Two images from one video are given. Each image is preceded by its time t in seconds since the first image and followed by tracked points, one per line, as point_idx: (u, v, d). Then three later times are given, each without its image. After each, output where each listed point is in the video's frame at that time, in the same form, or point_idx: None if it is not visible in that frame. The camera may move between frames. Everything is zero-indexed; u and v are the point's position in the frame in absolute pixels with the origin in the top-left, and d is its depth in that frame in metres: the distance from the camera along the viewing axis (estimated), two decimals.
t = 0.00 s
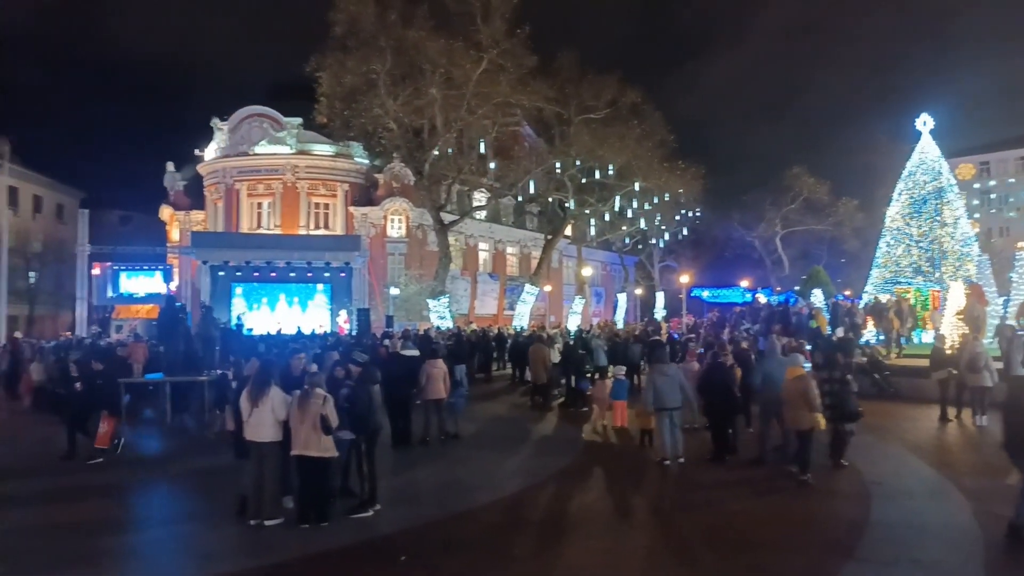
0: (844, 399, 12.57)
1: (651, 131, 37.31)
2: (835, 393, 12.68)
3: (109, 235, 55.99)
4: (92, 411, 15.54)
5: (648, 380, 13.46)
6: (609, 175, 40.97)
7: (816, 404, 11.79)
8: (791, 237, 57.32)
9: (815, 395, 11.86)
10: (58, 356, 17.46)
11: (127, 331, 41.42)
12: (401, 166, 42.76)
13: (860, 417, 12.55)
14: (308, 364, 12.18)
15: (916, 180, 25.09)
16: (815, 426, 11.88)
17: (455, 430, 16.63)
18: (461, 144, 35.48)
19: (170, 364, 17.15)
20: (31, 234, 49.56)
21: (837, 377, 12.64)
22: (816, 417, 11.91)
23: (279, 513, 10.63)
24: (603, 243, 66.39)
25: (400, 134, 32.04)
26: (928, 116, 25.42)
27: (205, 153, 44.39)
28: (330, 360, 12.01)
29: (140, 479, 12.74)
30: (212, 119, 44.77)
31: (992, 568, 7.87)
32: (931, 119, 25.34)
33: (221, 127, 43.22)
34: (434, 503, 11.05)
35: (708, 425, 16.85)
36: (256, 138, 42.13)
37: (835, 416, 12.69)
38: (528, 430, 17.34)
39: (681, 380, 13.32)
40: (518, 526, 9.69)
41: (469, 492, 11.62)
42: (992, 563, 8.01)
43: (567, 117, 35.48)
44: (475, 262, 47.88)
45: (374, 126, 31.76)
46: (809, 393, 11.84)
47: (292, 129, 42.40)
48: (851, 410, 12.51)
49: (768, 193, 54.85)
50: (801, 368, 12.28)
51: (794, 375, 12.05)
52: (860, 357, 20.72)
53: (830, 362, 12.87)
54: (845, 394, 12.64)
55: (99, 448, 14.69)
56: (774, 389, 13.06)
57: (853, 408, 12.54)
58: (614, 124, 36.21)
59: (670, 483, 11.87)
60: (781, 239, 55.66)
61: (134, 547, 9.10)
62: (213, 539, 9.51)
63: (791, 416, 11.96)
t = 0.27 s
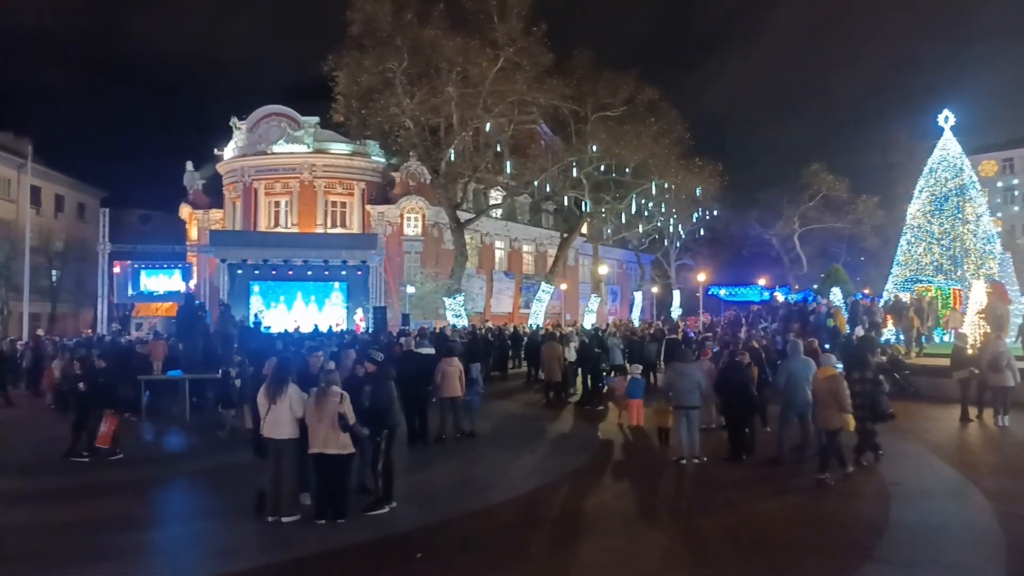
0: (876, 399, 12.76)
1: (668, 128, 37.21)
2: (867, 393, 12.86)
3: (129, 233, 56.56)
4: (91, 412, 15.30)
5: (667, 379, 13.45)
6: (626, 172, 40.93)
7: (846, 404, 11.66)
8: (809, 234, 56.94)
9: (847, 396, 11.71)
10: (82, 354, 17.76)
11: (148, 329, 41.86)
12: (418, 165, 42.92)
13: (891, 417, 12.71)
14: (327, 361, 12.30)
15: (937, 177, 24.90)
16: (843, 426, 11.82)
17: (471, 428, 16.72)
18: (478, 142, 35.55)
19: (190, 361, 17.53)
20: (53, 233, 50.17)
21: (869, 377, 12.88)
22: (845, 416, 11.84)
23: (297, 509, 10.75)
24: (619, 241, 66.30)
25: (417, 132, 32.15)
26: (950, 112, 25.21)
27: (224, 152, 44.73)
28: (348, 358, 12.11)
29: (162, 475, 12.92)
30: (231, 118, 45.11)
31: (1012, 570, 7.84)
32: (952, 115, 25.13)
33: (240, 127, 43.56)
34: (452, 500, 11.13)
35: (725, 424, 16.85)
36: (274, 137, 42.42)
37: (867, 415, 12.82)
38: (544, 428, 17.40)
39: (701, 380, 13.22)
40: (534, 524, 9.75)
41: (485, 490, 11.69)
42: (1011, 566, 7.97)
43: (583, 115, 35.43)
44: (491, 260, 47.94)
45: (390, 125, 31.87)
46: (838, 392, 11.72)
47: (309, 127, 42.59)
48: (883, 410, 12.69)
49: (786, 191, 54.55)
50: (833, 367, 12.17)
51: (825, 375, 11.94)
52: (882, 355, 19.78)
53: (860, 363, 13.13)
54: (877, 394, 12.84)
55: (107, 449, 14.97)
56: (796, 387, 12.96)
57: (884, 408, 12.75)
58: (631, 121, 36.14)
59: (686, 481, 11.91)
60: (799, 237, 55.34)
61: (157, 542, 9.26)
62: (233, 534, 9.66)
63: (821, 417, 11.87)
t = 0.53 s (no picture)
0: (901, 399, 13.04)
1: (680, 129, 37.15)
2: (891, 393, 13.14)
3: (143, 234, 56.92)
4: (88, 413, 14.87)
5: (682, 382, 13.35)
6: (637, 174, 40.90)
7: (874, 405, 11.90)
8: (822, 236, 56.69)
9: (875, 396, 11.95)
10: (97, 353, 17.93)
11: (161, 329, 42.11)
12: (429, 166, 42.98)
13: (916, 416, 12.99)
14: (338, 363, 12.31)
15: (951, 178, 24.77)
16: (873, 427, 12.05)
17: (482, 429, 16.75)
18: (489, 144, 35.61)
19: (203, 362, 17.66)
20: (68, 234, 50.55)
21: (893, 377, 13.20)
22: (874, 417, 12.07)
23: (310, 509, 10.81)
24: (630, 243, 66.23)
25: (428, 134, 32.20)
26: (965, 114, 25.08)
27: (237, 154, 44.96)
28: (359, 359, 12.13)
29: (176, 474, 13.00)
30: (244, 119, 45.34)
31: None
32: (967, 116, 25.00)
33: (252, 128, 43.77)
34: (463, 501, 11.19)
35: (736, 427, 16.82)
36: (286, 139, 42.60)
37: (893, 415, 13.08)
38: (555, 430, 17.42)
39: (716, 383, 13.16)
40: (545, 525, 9.79)
41: (497, 491, 11.74)
42: None
43: (595, 117, 35.43)
44: (501, 262, 48.02)
45: (402, 127, 31.95)
46: (867, 393, 11.95)
47: (321, 129, 42.74)
48: (908, 409, 12.98)
49: (798, 193, 54.33)
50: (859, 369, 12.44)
51: (851, 378, 12.23)
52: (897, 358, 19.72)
53: (882, 364, 13.47)
54: (901, 394, 13.13)
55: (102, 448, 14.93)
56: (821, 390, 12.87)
57: (910, 407, 13.05)
58: (643, 123, 36.09)
59: (697, 484, 11.90)
60: (811, 239, 55.10)
61: (170, 541, 9.33)
62: (246, 533, 9.73)
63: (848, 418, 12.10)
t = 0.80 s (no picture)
0: (927, 398, 13.24)
1: (693, 129, 37.07)
2: (918, 392, 13.34)
3: (159, 236, 57.33)
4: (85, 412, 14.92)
5: (699, 382, 13.38)
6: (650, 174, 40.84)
7: (901, 403, 12.05)
8: (837, 236, 56.40)
9: (901, 395, 12.09)
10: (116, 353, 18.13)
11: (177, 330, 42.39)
12: (442, 167, 43.07)
13: (943, 415, 13.21)
14: (350, 363, 12.37)
15: (968, 177, 24.61)
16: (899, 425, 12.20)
17: (495, 429, 16.80)
18: (501, 144, 35.69)
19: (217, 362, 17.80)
20: (85, 235, 51.01)
21: (920, 378, 13.40)
22: (901, 416, 12.23)
23: (323, 509, 10.87)
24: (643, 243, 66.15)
25: (441, 135, 32.29)
26: (983, 112, 24.92)
27: (251, 155, 45.25)
28: (372, 359, 12.19)
29: (191, 474, 13.10)
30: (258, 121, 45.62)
31: None
32: (985, 114, 24.84)
33: (266, 130, 44.03)
34: (476, 501, 11.23)
35: (750, 428, 16.78)
36: (300, 140, 42.84)
37: (918, 415, 13.28)
38: (568, 430, 17.45)
39: (732, 382, 13.10)
40: (558, 526, 9.81)
41: (510, 491, 11.77)
42: None
43: (608, 117, 35.42)
44: (514, 262, 48.10)
45: (415, 127, 32.05)
46: (894, 392, 12.09)
47: (335, 130, 43.00)
48: (935, 408, 13.18)
49: (813, 192, 54.07)
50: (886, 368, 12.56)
51: (877, 376, 12.31)
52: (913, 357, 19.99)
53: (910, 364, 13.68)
54: (928, 395, 13.30)
55: (106, 449, 15.00)
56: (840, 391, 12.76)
57: (937, 407, 13.24)
58: (656, 122, 36.04)
59: (710, 485, 11.89)
60: (826, 239, 54.83)
61: (186, 540, 9.41)
62: (260, 533, 9.79)
63: (872, 417, 12.29)
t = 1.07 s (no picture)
0: (956, 398, 13.04)
1: (706, 127, 36.95)
2: (947, 392, 13.13)
3: (173, 235, 57.65)
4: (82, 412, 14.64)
5: (714, 382, 13.33)
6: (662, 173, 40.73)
7: (930, 405, 12.04)
8: (851, 235, 56.09)
9: (930, 397, 12.08)
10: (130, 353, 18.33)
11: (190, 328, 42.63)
12: (453, 166, 42.84)
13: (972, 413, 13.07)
14: (361, 363, 12.39)
15: (984, 176, 24.39)
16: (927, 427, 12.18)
17: (506, 428, 16.81)
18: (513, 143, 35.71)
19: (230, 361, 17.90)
20: (100, 235, 51.37)
21: (948, 377, 13.15)
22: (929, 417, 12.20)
23: (336, 507, 10.92)
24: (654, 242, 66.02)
25: (452, 134, 32.35)
26: (998, 109, 24.70)
27: (264, 155, 45.46)
28: (384, 358, 12.22)
29: (205, 472, 13.18)
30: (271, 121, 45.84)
31: None
32: (1000, 112, 24.62)
33: (279, 129, 44.20)
34: (488, 500, 11.26)
35: (762, 428, 16.74)
36: (312, 140, 43.00)
37: (946, 414, 13.14)
38: (580, 430, 17.45)
39: (747, 383, 13.06)
40: (571, 525, 9.81)
41: (522, 490, 11.80)
42: None
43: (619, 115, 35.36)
44: (525, 261, 48.11)
45: (426, 127, 32.09)
46: (923, 393, 12.08)
47: (347, 130, 43.16)
48: (963, 407, 13.02)
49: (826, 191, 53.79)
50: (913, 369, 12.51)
51: (905, 378, 12.26)
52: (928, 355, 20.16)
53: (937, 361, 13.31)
54: (956, 394, 13.11)
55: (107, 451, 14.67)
56: (848, 391, 12.76)
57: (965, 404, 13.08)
58: (668, 121, 35.95)
59: (722, 485, 11.86)
60: (840, 238, 54.54)
61: (200, 538, 9.47)
62: (273, 531, 9.84)
63: (901, 417, 12.25)
